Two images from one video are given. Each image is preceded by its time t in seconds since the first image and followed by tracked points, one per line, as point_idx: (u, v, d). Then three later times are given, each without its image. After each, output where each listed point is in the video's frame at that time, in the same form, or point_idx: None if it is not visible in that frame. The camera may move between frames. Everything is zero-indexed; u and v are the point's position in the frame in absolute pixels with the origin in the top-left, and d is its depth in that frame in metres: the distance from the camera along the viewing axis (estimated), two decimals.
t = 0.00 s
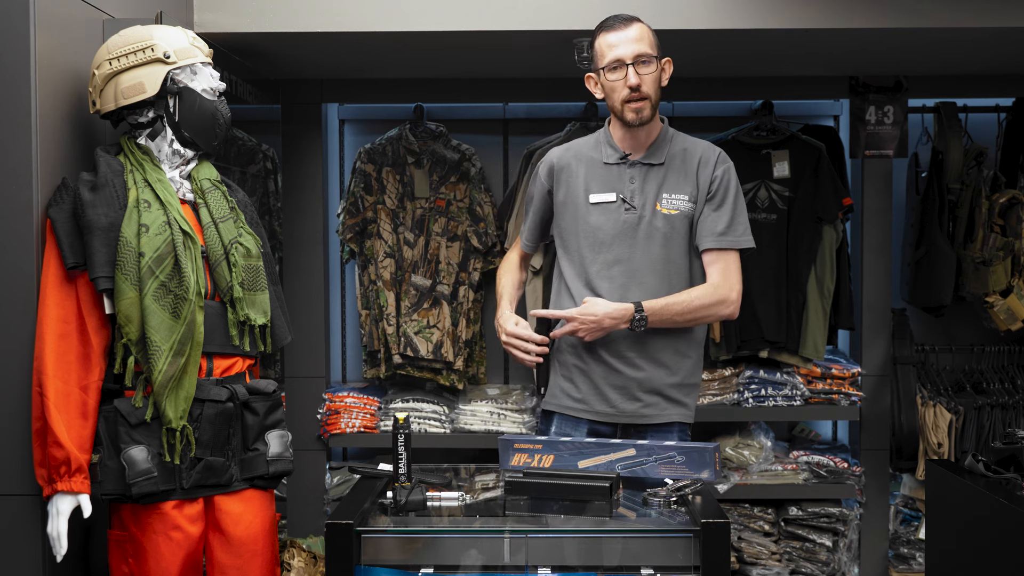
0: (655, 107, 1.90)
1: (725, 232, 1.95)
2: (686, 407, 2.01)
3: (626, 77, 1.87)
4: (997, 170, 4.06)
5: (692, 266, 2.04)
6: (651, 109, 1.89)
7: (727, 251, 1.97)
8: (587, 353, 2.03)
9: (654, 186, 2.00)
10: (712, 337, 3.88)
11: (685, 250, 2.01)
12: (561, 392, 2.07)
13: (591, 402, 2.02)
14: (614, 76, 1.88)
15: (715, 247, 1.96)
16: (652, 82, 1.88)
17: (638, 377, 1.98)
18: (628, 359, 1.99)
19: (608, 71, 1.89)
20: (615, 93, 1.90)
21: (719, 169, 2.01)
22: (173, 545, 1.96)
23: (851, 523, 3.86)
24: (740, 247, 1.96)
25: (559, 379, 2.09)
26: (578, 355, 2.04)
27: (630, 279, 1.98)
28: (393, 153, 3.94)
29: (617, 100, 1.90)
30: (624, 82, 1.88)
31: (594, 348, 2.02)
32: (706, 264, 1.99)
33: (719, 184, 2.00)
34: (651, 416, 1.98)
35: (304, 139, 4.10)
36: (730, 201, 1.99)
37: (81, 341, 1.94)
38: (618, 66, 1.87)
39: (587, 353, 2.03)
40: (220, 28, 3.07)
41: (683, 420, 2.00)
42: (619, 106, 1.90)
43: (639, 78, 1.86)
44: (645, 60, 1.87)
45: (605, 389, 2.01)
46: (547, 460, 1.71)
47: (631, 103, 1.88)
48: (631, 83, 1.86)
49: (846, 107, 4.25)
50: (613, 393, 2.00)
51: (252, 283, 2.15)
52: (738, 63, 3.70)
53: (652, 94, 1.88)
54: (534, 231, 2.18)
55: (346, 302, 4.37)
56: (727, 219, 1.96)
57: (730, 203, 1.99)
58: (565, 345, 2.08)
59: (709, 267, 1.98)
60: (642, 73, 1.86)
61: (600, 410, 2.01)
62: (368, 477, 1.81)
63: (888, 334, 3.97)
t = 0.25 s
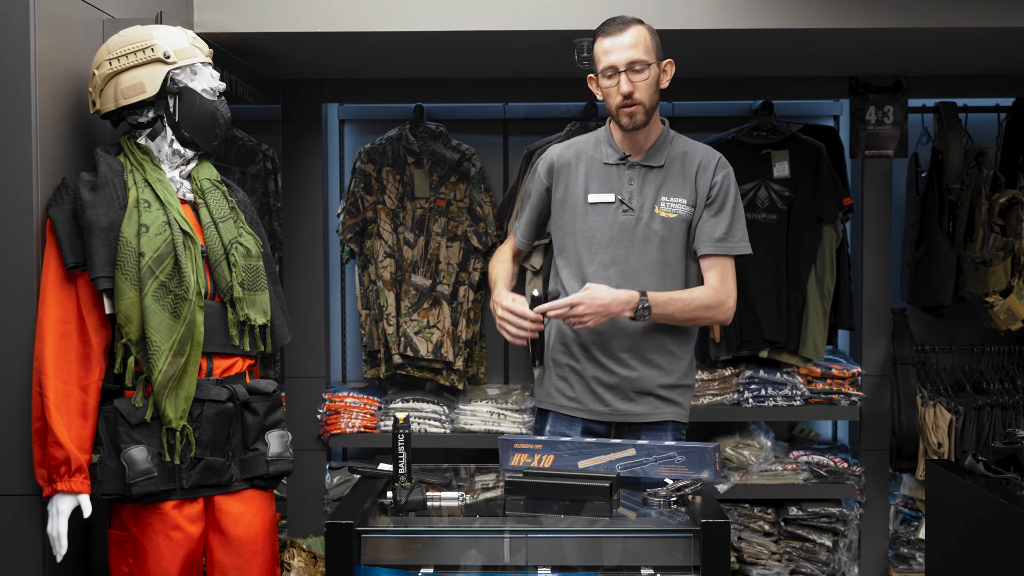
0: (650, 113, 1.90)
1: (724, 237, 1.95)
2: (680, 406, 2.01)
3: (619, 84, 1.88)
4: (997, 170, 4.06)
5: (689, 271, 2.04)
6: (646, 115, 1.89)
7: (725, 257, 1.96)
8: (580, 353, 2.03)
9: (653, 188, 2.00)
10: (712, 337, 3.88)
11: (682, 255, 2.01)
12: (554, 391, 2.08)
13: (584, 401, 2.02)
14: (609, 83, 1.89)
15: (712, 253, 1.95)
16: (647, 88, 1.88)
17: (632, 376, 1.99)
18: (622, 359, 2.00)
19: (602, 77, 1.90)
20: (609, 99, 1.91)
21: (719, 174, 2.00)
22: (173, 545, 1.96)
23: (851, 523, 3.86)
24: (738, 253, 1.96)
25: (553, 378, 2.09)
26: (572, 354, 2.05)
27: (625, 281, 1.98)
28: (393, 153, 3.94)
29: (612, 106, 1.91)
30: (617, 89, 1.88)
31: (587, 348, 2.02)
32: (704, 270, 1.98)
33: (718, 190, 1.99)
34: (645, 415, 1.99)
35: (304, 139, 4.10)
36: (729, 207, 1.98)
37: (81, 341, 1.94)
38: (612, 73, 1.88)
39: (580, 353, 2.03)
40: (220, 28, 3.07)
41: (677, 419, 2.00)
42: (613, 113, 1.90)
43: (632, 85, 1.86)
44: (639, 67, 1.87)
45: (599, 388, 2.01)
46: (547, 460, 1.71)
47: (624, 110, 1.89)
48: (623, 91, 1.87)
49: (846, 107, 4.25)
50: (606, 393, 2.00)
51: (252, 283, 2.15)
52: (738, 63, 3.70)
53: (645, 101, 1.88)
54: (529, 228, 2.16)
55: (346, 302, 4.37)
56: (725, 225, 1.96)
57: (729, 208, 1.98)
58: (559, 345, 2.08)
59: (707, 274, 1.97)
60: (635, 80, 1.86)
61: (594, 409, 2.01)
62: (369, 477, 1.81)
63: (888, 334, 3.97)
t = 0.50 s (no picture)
0: (625, 126, 1.91)
1: (713, 241, 1.99)
2: (667, 405, 2.01)
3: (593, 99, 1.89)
4: (997, 170, 4.06)
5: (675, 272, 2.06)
6: (620, 128, 1.91)
7: (712, 259, 2.00)
8: (567, 354, 2.03)
9: (641, 189, 2.00)
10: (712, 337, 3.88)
11: (669, 257, 2.01)
12: (542, 394, 2.07)
13: (571, 403, 2.02)
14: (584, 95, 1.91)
15: (699, 255, 1.99)
16: (621, 103, 1.88)
17: (618, 377, 1.98)
18: (608, 359, 1.99)
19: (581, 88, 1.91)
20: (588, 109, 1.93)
21: (707, 178, 2.03)
22: (173, 545, 1.96)
23: (851, 523, 3.86)
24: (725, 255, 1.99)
25: (539, 380, 2.08)
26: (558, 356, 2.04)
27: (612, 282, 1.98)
28: (393, 153, 3.94)
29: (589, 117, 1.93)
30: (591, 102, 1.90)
31: (574, 350, 2.02)
32: (689, 271, 2.01)
33: (706, 193, 2.02)
34: (632, 415, 1.98)
35: (304, 139, 4.10)
36: (716, 210, 2.01)
37: (81, 341, 1.94)
38: (588, 86, 1.89)
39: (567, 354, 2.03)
40: (220, 28, 3.07)
41: (665, 418, 2.00)
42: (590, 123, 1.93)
43: (603, 101, 1.88)
44: (613, 83, 1.86)
45: (585, 389, 2.01)
46: (547, 460, 1.70)
47: (599, 123, 1.91)
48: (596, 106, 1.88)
49: (846, 107, 4.25)
50: (593, 394, 2.00)
51: (252, 283, 2.15)
52: (738, 63, 3.70)
53: (619, 114, 1.89)
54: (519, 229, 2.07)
55: (346, 301, 4.37)
56: (713, 228, 1.99)
57: (716, 212, 2.01)
58: (545, 347, 2.07)
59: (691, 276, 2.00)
60: (608, 96, 1.87)
61: (581, 411, 2.01)
62: (368, 477, 1.81)
63: (888, 334, 3.97)
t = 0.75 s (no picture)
0: (600, 122, 1.88)
1: (680, 239, 2.00)
2: (641, 405, 2.01)
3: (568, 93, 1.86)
4: (997, 170, 4.06)
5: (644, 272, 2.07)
6: (596, 124, 1.88)
7: (679, 257, 2.01)
8: (540, 358, 2.01)
9: (610, 189, 1.99)
10: (712, 337, 3.88)
11: (640, 256, 2.01)
12: (515, 399, 2.04)
13: (544, 407, 2.00)
14: (558, 91, 1.87)
15: (666, 253, 2.00)
16: (596, 98, 1.86)
17: (591, 378, 1.98)
18: (583, 360, 1.99)
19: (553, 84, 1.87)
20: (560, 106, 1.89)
21: (675, 176, 2.03)
22: (173, 545, 1.96)
23: (851, 523, 3.86)
24: (691, 254, 2.01)
25: (512, 385, 2.05)
26: (532, 360, 2.02)
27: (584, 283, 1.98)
28: (393, 153, 3.94)
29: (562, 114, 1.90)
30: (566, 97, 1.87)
31: (548, 353, 2.00)
32: (655, 269, 2.02)
33: (673, 191, 2.02)
34: (607, 416, 1.98)
35: (304, 139, 4.10)
36: (683, 209, 2.02)
37: (81, 341, 1.94)
38: (562, 81, 1.85)
39: (539, 358, 2.01)
40: (220, 28, 3.07)
41: (639, 417, 2.00)
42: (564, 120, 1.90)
43: (580, 95, 1.85)
44: (588, 78, 1.84)
45: (558, 392, 1.99)
46: (547, 460, 1.70)
47: (574, 119, 1.88)
48: (572, 100, 1.85)
49: (846, 107, 4.25)
50: (567, 397, 1.99)
51: (252, 283, 2.15)
52: (738, 63, 3.70)
53: (595, 109, 1.87)
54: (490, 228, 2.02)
55: (346, 301, 4.37)
56: (681, 226, 2.00)
57: (683, 210, 2.02)
58: (517, 351, 2.04)
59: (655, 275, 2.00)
60: (584, 90, 1.85)
61: (556, 414, 1.99)
62: (369, 477, 1.81)
63: (888, 334, 3.97)
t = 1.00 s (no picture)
0: (556, 123, 1.89)
1: (639, 235, 2.01)
2: (603, 405, 2.02)
3: (525, 95, 1.86)
4: (997, 170, 4.06)
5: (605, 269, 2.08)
6: (552, 125, 1.89)
7: (639, 253, 2.02)
8: (499, 359, 2.00)
9: (566, 188, 2.00)
10: (712, 337, 3.88)
11: (599, 254, 2.02)
12: (474, 402, 2.03)
13: (505, 409, 2.00)
14: (514, 92, 1.87)
15: (625, 250, 2.01)
16: (553, 100, 1.87)
17: (553, 379, 1.98)
18: (543, 361, 1.98)
19: (509, 86, 1.86)
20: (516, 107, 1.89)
21: (631, 172, 2.03)
22: (173, 545, 1.96)
23: (850, 523, 3.86)
24: (652, 249, 2.02)
25: (472, 388, 2.04)
26: (492, 362, 2.00)
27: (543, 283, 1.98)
28: (393, 153, 3.93)
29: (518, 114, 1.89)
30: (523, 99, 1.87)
31: (508, 355, 1.99)
32: (616, 265, 2.03)
33: (630, 187, 2.02)
34: (568, 417, 1.99)
35: (304, 139, 4.10)
36: (640, 204, 2.03)
37: (81, 341, 1.94)
38: (519, 83, 1.85)
39: (501, 360, 1.99)
40: (220, 28, 3.07)
41: (600, 417, 2.01)
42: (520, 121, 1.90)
43: (538, 97, 1.85)
44: (545, 79, 1.84)
45: (520, 395, 1.99)
46: (547, 460, 1.69)
47: (530, 120, 1.88)
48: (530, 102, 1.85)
49: (846, 107, 4.25)
50: (528, 398, 1.99)
51: (252, 283, 2.15)
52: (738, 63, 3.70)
53: (552, 110, 1.87)
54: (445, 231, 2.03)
55: (346, 301, 4.37)
56: (639, 222, 2.01)
57: (640, 205, 2.03)
58: (476, 353, 2.03)
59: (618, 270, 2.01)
60: (541, 92, 1.85)
61: (518, 416, 1.99)
62: (369, 477, 1.81)
63: (888, 334, 3.97)
